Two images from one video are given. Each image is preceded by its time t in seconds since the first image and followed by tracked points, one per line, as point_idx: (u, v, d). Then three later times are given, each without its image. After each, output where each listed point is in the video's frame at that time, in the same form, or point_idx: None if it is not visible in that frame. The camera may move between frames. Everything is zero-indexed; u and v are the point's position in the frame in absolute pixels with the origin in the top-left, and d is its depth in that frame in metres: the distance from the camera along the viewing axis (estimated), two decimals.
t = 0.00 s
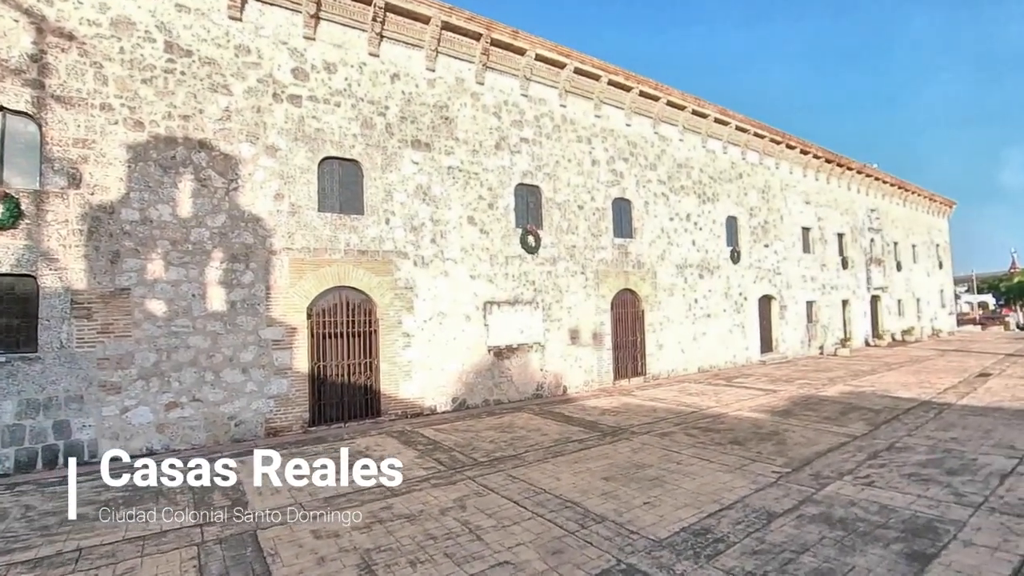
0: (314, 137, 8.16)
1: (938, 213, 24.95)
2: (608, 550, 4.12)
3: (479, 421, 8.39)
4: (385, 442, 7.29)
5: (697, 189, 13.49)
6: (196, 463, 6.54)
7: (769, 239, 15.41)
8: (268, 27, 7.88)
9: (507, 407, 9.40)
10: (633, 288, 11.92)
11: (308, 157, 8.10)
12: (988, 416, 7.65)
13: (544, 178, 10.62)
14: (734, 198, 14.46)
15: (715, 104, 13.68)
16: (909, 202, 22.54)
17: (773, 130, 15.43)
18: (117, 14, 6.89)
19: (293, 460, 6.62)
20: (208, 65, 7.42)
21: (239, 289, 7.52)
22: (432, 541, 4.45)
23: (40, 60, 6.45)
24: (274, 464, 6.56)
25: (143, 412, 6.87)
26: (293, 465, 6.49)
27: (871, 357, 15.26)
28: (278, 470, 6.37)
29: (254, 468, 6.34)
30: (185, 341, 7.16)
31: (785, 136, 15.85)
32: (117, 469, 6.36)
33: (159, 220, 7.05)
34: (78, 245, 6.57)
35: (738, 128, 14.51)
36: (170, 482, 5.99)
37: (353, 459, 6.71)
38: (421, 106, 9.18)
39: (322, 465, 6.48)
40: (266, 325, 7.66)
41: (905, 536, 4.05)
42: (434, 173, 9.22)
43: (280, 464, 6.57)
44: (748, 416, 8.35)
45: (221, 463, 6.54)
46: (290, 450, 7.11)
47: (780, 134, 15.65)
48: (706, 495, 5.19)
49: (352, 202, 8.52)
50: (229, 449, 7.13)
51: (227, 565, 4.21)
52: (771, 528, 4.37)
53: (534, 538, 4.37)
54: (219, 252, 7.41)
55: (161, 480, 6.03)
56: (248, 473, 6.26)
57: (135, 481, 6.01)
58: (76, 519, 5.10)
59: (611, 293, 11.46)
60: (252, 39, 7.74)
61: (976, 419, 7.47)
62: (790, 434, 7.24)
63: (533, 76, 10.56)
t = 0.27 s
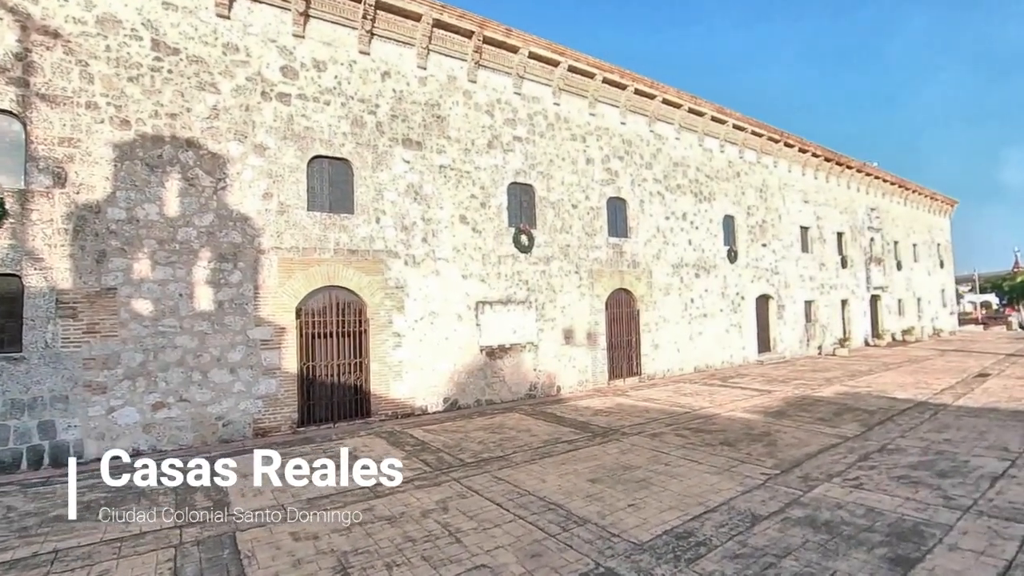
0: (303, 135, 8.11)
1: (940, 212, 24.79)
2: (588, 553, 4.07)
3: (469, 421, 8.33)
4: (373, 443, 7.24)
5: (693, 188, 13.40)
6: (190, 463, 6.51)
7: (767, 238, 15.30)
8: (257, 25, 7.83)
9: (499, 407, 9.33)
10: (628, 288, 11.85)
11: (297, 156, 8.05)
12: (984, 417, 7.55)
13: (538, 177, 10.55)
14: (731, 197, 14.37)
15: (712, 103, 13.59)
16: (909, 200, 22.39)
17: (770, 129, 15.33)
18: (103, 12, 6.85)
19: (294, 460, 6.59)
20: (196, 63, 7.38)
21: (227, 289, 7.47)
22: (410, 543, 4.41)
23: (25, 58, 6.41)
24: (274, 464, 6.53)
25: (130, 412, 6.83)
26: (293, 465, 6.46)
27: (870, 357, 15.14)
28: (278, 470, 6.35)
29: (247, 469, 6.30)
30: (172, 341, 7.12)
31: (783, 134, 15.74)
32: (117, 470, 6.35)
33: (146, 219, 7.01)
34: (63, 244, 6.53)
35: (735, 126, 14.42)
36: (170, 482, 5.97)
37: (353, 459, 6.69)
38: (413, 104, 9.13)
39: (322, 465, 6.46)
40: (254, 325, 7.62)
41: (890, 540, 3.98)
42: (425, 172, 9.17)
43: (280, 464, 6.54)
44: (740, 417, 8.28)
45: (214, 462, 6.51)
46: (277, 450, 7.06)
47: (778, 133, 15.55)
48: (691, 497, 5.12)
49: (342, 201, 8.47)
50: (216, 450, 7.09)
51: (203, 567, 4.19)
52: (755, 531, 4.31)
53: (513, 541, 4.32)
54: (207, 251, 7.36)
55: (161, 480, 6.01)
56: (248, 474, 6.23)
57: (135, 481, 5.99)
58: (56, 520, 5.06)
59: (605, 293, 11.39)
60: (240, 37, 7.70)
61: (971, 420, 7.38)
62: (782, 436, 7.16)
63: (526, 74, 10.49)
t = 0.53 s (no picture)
0: (293, 135, 8.07)
1: (941, 211, 24.64)
2: (568, 558, 4.02)
3: (460, 423, 8.27)
4: (362, 444, 7.20)
5: (690, 187, 13.32)
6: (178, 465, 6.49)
7: (765, 238, 15.21)
8: (246, 24, 7.78)
9: (491, 408, 9.25)
10: (623, 288, 11.78)
11: (287, 156, 8.01)
12: (979, 419, 7.47)
13: (531, 176, 10.49)
14: (728, 196, 14.28)
15: (709, 101, 13.50)
16: (910, 199, 22.26)
17: (768, 127, 15.23)
18: (90, 11, 6.81)
19: (286, 462, 6.56)
20: (184, 62, 7.34)
21: (215, 290, 7.44)
22: (390, 547, 4.38)
23: (11, 57, 6.37)
24: (273, 465, 6.51)
25: (117, 413, 6.80)
26: (279, 467, 6.44)
27: (868, 357, 15.04)
28: (278, 470, 6.33)
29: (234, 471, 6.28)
30: (160, 342, 7.09)
31: (781, 133, 15.64)
32: (108, 470, 6.34)
33: (133, 219, 6.98)
34: (49, 245, 6.49)
35: (733, 125, 14.32)
36: (169, 482, 5.97)
37: (340, 460, 6.66)
38: (404, 103, 9.08)
39: (308, 466, 6.43)
40: (243, 325, 7.58)
41: (875, 545, 3.92)
42: (417, 171, 9.11)
43: (280, 464, 6.53)
44: (733, 419, 8.21)
45: (201, 464, 6.49)
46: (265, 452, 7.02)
47: (776, 131, 15.45)
48: (677, 500, 5.06)
49: (332, 201, 8.43)
50: (204, 451, 7.06)
51: (180, 571, 4.17)
52: (738, 535, 4.26)
53: (494, 545, 4.28)
54: (195, 252, 7.33)
55: (161, 481, 6.02)
56: (241, 475, 6.21)
57: (134, 481, 5.98)
58: (37, 522, 5.03)
59: (600, 293, 11.32)
60: (229, 36, 7.65)
61: (966, 422, 7.29)
62: (774, 437, 7.09)
63: (519, 73, 10.43)
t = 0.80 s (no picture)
0: (283, 134, 8.02)
1: (942, 210, 24.48)
2: (548, 562, 3.96)
3: (451, 424, 8.21)
4: (350, 445, 7.15)
5: (686, 186, 13.23)
6: (166, 468, 6.45)
7: (763, 237, 15.10)
8: (235, 22, 7.72)
9: (484, 409, 9.18)
10: (618, 288, 11.70)
11: (277, 155, 7.95)
12: (975, 420, 7.37)
13: (525, 175, 10.42)
14: (726, 195, 14.18)
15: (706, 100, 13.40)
16: (911, 198, 22.12)
17: (767, 126, 15.12)
18: (76, 9, 6.75)
19: (273, 464, 6.53)
20: (172, 61, 7.28)
21: (203, 290, 7.39)
22: (369, 550, 4.33)
23: None
24: (257, 467, 6.47)
25: (104, 414, 6.76)
26: (266, 469, 6.40)
27: (867, 357, 14.92)
28: (261, 472, 6.30)
29: (220, 473, 6.24)
30: (147, 342, 7.04)
31: (780, 131, 15.53)
32: (93, 472, 6.29)
33: (120, 219, 6.93)
34: (35, 245, 6.45)
35: (730, 123, 14.22)
36: (151, 484, 5.96)
37: (327, 461, 6.61)
38: (396, 102, 9.01)
39: (295, 468, 6.38)
40: (231, 326, 7.53)
41: (861, 550, 3.84)
42: (408, 170, 9.05)
43: (265, 466, 6.49)
44: (727, 420, 8.13)
45: (188, 467, 6.45)
46: (253, 453, 6.98)
47: (774, 130, 15.34)
48: (663, 503, 5.00)
49: (323, 200, 8.38)
50: (192, 453, 7.01)
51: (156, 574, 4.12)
52: (722, 540, 4.19)
53: (474, 549, 4.23)
54: (183, 252, 7.28)
55: (143, 484, 6.00)
56: (225, 477, 6.17)
57: (120, 485, 5.96)
58: (18, 525, 4.98)
59: (595, 293, 11.24)
60: (218, 34, 7.60)
61: (961, 423, 7.20)
62: (766, 439, 7.01)
63: (513, 71, 10.35)
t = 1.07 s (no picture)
0: (273, 132, 7.97)
1: (944, 209, 24.33)
2: (528, 565, 3.92)
3: (442, 424, 8.16)
4: (339, 446, 7.11)
5: (683, 185, 13.14)
6: (151, 469, 6.41)
7: (761, 236, 15.00)
8: (224, 20, 7.69)
9: (476, 409, 9.12)
10: (614, 287, 11.62)
11: (266, 153, 7.91)
12: (971, 421, 7.27)
13: (519, 174, 10.35)
14: (723, 194, 14.09)
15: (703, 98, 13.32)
16: (911, 197, 21.97)
17: (765, 124, 15.02)
18: (63, 7, 6.72)
19: (259, 465, 6.49)
20: (160, 58, 7.25)
21: (192, 289, 7.35)
22: (348, 552, 4.30)
23: None
24: (242, 467, 6.44)
25: (91, 414, 6.72)
26: (252, 469, 6.37)
27: (866, 357, 14.81)
28: (245, 473, 6.27)
29: (205, 473, 6.20)
30: (135, 341, 7.00)
31: (778, 129, 15.43)
32: (78, 473, 6.25)
33: (108, 218, 6.89)
34: (21, 244, 6.41)
35: (728, 122, 14.13)
36: (133, 486, 5.92)
37: (314, 462, 6.58)
38: (388, 100, 8.96)
39: (281, 469, 6.35)
40: (220, 325, 7.49)
41: (846, 553, 3.77)
42: (400, 169, 9.00)
43: (250, 466, 6.45)
44: (720, 420, 8.05)
45: (174, 468, 6.42)
46: (240, 454, 6.94)
47: (773, 128, 15.24)
48: (649, 505, 4.94)
49: (313, 199, 8.34)
50: (180, 453, 6.97)
51: None
52: (706, 542, 4.13)
53: (454, 552, 4.19)
54: (171, 251, 7.25)
55: (127, 484, 5.96)
56: (210, 478, 6.13)
57: (103, 485, 5.92)
58: None
59: (590, 292, 11.17)
60: (207, 32, 7.56)
61: (957, 424, 7.10)
62: (758, 440, 6.94)
63: (507, 69, 10.28)
